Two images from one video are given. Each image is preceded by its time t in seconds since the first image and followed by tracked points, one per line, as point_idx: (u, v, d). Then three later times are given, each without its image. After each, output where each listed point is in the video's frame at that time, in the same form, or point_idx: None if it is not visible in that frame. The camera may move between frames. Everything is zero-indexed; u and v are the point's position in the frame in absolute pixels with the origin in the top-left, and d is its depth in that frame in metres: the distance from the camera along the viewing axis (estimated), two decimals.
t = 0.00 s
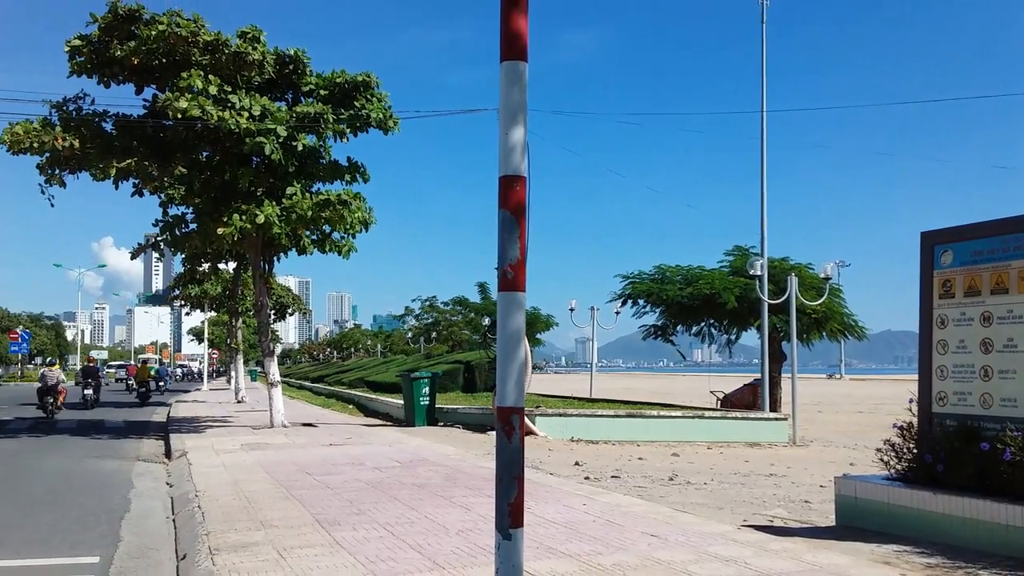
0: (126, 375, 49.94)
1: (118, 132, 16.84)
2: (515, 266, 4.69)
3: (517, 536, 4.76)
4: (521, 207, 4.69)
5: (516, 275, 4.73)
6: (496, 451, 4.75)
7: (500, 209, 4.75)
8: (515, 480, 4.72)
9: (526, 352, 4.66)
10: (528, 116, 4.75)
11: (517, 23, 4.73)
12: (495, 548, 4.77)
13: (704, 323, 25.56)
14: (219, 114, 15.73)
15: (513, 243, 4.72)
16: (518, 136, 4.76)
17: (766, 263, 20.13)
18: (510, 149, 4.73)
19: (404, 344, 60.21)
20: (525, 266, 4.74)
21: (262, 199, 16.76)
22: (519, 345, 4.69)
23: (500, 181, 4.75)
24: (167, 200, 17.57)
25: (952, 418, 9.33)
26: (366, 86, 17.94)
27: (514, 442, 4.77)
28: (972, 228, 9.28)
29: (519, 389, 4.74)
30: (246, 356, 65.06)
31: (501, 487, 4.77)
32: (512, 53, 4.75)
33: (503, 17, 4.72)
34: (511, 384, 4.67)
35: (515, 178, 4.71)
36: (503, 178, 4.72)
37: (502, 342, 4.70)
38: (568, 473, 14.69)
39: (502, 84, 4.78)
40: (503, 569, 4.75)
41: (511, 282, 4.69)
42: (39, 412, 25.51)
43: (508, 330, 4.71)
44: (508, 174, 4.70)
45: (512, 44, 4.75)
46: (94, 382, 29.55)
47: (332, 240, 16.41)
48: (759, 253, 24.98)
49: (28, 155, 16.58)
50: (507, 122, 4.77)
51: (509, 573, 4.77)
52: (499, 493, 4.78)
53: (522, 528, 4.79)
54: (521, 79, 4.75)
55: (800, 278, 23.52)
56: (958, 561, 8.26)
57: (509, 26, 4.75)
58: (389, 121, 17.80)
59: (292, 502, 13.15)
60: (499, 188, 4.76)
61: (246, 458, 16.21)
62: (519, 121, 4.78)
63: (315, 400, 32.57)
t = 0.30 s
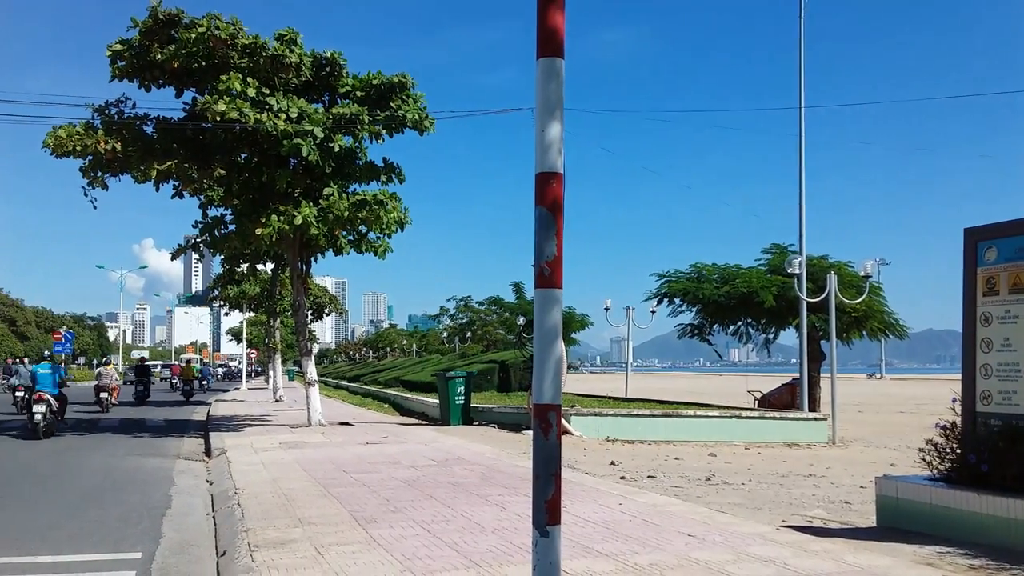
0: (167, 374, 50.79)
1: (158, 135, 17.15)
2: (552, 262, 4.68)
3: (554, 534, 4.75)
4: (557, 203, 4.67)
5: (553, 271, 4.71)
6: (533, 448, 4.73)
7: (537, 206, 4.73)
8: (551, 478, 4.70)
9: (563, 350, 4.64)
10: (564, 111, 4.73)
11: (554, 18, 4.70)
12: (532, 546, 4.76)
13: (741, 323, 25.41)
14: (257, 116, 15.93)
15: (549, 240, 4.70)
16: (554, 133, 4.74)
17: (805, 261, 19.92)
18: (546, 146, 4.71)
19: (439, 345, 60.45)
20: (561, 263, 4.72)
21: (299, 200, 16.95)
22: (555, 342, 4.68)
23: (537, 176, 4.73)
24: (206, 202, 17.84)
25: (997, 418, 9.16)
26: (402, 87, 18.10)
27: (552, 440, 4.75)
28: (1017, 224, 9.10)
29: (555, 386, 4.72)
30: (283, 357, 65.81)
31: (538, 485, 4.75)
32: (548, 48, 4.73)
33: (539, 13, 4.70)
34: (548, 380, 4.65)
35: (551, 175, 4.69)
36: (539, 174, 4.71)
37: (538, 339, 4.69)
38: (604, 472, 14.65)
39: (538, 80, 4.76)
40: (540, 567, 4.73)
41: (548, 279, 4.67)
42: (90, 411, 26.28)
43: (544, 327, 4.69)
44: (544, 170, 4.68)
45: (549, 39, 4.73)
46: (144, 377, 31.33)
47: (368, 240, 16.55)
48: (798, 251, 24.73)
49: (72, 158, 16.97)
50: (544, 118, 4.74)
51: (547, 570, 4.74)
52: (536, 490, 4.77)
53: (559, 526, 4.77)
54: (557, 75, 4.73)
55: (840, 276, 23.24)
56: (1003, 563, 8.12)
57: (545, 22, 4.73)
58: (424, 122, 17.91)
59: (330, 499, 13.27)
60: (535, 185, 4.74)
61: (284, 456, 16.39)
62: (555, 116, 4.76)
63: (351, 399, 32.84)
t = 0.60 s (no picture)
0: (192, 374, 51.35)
1: (183, 137, 17.34)
2: (573, 262, 4.68)
3: (576, 533, 4.74)
4: (578, 203, 4.68)
5: (574, 271, 4.72)
6: (554, 448, 4.73)
7: (557, 205, 4.74)
8: (573, 477, 4.70)
9: (584, 350, 4.64)
10: (585, 111, 4.73)
11: (575, 18, 4.71)
12: (553, 545, 4.76)
13: (765, 323, 25.28)
14: (281, 118, 16.06)
15: (570, 240, 4.70)
16: (575, 132, 4.74)
17: (829, 260, 19.76)
18: (567, 146, 4.72)
19: (461, 345, 60.59)
20: (583, 262, 4.73)
21: (322, 201, 17.07)
22: (576, 341, 4.68)
23: (558, 176, 4.74)
24: (231, 203, 18.04)
25: None
26: (425, 88, 18.20)
27: (573, 439, 4.74)
28: None
29: (576, 385, 4.72)
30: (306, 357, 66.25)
31: (559, 484, 4.75)
32: (570, 48, 4.74)
33: (560, 13, 4.71)
34: (568, 380, 4.65)
35: (572, 174, 4.70)
36: (560, 174, 4.72)
37: (559, 339, 4.69)
38: (626, 472, 14.61)
39: (559, 79, 4.77)
40: (562, 567, 4.72)
41: (569, 278, 4.68)
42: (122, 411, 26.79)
43: (565, 327, 4.68)
44: (564, 170, 4.69)
45: (571, 40, 4.73)
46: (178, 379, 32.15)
47: (391, 241, 16.63)
48: (822, 250, 24.56)
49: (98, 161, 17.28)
50: (564, 118, 4.75)
51: (568, 571, 4.73)
52: (557, 489, 4.76)
53: (580, 526, 4.77)
54: (579, 74, 4.74)
55: (865, 275, 23.04)
56: None
57: (567, 21, 4.73)
58: (446, 123, 17.97)
59: (353, 499, 13.35)
60: (556, 185, 4.75)
61: (307, 456, 16.50)
62: (576, 116, 4.76)
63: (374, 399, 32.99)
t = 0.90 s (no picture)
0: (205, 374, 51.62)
1: (196, 138, 17.39)
2: (585, 262, 4.66)
3: (588, 534, 4.72)
4: (590, 204, 4.65)
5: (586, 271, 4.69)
6: (566, 448, 4.71)
7: (569, 205, 4.72)
8: (585, 478, 4.68)
9: (596, 350, 4.62)
10: (597, 111, 4.71)
11: (587, 18, 4.68)
12: (565, 545, 4.74)
13: (777, 323, 25.21)
14: (293, 118, 16.10)
15: (582, 241, 4.68)
16: (587, 133, 4.72)
17: (843, 259, 19.65)
18: (579, 146, 4.70)
19: (473, 345, 60.63)
20: (595, 262, 4.70)
21: (334, 201, 17.10)
22: (588, 342, 4.66)
23: (570, 176, 4.71)
24: (243, 204, 18.10)
25: None
26: (436, 89, 18.22)
27: (585, 440, 4.72)
28: None
29: (588, 386, 4.69)
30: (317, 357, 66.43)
31: (571, 485, 4.72)
32: (581, 48, 4.71)
33: (572, 13, 4.69)
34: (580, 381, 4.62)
35: (584, 174, 4.68)
36: (571, 174, 4.69)
37: (571, 339, 4.67)
38: (638, 472, 14.58)
39: (572, 79, 4.74)
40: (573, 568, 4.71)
41: (581, 279, 4.65)
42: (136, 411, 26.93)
43: (577, 327, 4.66)
44: (576, 170, 4.67)
45: (582, 40, 4.71)
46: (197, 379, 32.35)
47: (402, 241, 16.63)
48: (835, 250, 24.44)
49: (112, 162, 17.33)
50: (576, 118, 4.72)
51: (580, 572, 4.71)
52: (569, 490, 4.74)
53: (593, 527, 4.75)
54: (590, 74, 4.71)
55: (879, 274, 22.91)
56: None
57: (579, 21, 4.71)
58: (458, 123, 17.99)
59: (364, 498, 13.37)
60: (567, 185, 4.73)
61: (319, 456, 16.54)
62: (588, 116, 4.74)
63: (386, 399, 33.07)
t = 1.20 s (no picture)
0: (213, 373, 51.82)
1: (203, 138, 17.43)
2: (593, 261, 4.66)
3: (596, 533, 4.72)
4: (598, 203, 4.65)
5: (594, 270, 4.69)
6: (574, 447, 4.70)
7: (577, 204, 4.72)
8: (592, 477, 4.68)
9: (603, 349, 4.62)
10: (606, 110, 4.71)
11: (595, 17, 4.68)
12: (573, 544, 4.74)
13: (785, 322, 25.19)
14: (300, 118, 16.13)
15: (590, 240, 4.68)
16: (595, 131, 4.72)
17: (851, 257, 19.60)
18: (587, 145, 4.70)
19: (479, 344, 60.65)
20: (603, 261, 4.70)
21: (341, 201, 17.13)
22: (596, 341, 4.66)
23: (578, 175, 4.72)
24: (250, 204, 18.15)
25: None
26: (443, 88, 18.24)
27: (593, 439, 4.71)
28: None
29: (596, 385, 4.69)
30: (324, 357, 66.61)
31: (579, 484, 4.72)
32: (589, 47, 4.71)
33: (581, 12, 4.69)
34: (588, 380, 4.62)
35: (592, 173, 4.68)
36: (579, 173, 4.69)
37: (579, 339, 4.67)
38: (645, 471, 14.58)
39: (580, 78, 4.74)
40: (581, 567, 4.71)
41: (589, 278, 4.65)
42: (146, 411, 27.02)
43: (585, 327, 4.66)
44: (584, 169, 4.67)
45: (591, 39, 4.71)
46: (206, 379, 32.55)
47: (409, 240, 16.65)
48: (843, 248, 24.40)
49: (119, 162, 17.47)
50: (586, 116, 4.72)
51: (588, 571, 4.71)
52: (576, 489, 4.74)
53: (600, 526, 4.75)
54: (599, 72, 4.71)
55: (887, 273, 22.86)
56: None
57: (587, 21, 4.71)
58: (464, 122, 18.01)
59: (372, 497, 13.39)
60: (575, 184, 4.73)
61: (327, 455, 16.58)
62: (596, 115, 4.74)
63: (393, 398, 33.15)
